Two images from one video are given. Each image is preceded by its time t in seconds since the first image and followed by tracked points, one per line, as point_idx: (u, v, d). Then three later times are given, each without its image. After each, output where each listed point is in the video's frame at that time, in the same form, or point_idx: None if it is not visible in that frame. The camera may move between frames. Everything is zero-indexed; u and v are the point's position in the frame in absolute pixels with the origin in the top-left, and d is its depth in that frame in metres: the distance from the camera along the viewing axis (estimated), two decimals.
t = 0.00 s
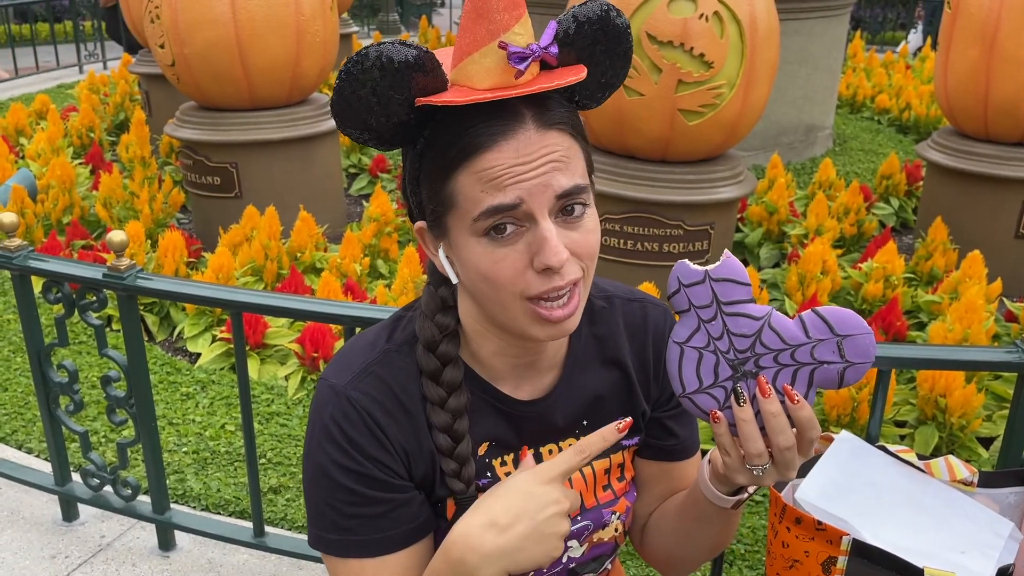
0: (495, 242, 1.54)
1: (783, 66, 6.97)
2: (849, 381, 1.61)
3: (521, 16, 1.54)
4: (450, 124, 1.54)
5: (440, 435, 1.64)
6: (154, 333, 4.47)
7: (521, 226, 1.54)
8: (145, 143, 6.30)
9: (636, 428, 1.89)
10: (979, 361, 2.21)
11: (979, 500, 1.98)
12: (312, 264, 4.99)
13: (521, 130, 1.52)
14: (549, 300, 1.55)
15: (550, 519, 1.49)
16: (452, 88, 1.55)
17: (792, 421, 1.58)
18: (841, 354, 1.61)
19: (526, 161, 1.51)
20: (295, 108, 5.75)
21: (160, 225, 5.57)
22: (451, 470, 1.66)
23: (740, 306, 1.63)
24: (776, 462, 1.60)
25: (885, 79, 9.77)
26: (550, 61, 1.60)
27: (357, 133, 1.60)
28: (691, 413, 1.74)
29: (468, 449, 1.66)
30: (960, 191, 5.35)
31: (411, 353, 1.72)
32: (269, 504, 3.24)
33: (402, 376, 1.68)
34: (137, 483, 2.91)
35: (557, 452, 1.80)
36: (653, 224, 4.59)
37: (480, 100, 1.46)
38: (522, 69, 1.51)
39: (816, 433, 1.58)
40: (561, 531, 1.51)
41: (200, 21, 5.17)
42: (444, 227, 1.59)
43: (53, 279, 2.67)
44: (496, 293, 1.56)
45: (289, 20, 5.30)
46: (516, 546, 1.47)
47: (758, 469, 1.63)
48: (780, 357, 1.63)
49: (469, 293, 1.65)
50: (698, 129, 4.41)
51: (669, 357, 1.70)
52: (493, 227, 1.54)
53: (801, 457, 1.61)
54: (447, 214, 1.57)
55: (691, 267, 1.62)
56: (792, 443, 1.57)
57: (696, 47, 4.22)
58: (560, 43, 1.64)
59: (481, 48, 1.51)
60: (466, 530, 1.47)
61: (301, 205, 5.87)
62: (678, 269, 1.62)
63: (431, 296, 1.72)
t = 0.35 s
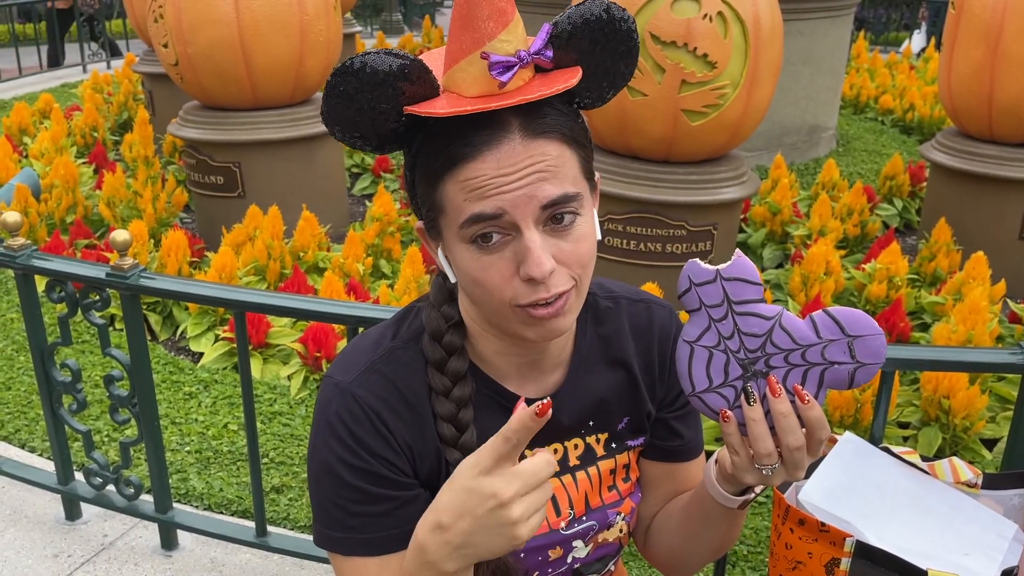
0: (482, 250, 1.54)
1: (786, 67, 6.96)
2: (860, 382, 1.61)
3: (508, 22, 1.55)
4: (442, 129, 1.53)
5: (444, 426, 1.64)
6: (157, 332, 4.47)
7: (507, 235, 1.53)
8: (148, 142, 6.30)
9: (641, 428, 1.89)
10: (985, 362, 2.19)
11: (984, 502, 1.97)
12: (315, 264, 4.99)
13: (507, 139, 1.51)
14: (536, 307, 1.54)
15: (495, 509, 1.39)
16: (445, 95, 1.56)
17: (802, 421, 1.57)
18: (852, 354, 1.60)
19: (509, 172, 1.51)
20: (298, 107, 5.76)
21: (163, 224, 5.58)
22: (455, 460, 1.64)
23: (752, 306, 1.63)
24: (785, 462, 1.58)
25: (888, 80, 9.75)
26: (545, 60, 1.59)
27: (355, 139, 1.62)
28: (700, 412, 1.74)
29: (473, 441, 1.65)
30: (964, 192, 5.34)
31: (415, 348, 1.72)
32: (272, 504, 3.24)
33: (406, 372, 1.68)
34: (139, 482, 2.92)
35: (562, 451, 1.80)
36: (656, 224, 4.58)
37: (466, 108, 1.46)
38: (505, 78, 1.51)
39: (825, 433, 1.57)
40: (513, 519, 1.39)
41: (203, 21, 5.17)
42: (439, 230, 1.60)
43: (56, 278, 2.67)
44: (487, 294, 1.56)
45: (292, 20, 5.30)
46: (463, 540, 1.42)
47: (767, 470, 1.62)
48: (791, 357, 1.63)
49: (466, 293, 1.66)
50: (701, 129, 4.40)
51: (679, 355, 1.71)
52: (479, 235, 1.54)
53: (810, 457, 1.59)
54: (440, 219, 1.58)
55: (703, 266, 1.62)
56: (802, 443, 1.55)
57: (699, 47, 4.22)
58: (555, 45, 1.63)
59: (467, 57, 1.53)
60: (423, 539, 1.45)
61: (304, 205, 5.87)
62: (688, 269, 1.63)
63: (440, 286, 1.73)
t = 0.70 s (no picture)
0: (487, 246, 1.54)
1: (790, 66, 6.94)
2: (863, 377, 1.60)
3: (518, 16, 1.54)
4: (452, 121, 1.52)
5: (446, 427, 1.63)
6: (159, 331, 4.47)
7: (512, 231, 1.52)
8: (152, 140, 6.31)
9: (644, 429, 1.88)
10: (991, 362, 2.18)
11: (988, 503, 1.96)
12: (317, 263, 4.99)
13: (514, 133, 1.50)
14: (542, 306, 1.54)
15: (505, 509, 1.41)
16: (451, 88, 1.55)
17: (805, 415, 1.56)
18: (856, 349, 1.59)
19: (517, 165, 1.50)
20: (301, 106, 5.75)
21: (166, 222, 5.58)
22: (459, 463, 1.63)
23: (755, 300, 1.62)
24: (788, 457, 1.58)
25: (892, 79, 9.73)
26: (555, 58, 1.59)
27: (364, 133, 1.61)
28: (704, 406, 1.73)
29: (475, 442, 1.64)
30: (968, 192, 5.33)
31: (417, 349, 1.71)
32: (274, 503, 3.23)
33: (408, 373, 1.67)
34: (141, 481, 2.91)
35: (564, 452, 1.80)
36: (659, 224, 4.57)
37: (473, 100, 1.46)
38: (514, 74, 1.50)
39: (828, 428, 1.56)
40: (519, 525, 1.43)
41: (206, 20, 5.17)
42: (443, 225, 1.59)
43: (58, 277, 2.66)
44: (491, 295, 1.56)
45: (295, 19, 5.30)
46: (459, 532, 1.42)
47: (770, 463, 1.61)
48: (794, 352, 1.61)
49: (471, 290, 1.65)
50: (704, 128, 4.39)
51: (683, 349, 1.70)
52: (484, 231, 1.52)
53: (813, 452, 1.59)
54: (444, 213, 1.57)
55: (708, 261, 1.62)
56: (805, 437, 1.55)
57: (703, 46, 4.21)
58: (566, 44, 1.63)
59: (476, 50, 1.51)
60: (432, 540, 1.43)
61: (307, 203, 5.87)
62: (693, 263, 1.62)
63: (444, 284, 1.72)
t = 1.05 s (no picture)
0: (513, 232, 1.53)
1: (793, 64, 6.93)
2: (862, 367, 1.60)
3: (539, 1, 1.53)
4: (466, 114, 1.52)
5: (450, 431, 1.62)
6: (162, 328, 4.47)
7: (540, 214, 1.52)
8: (154, 138, 6.31)
9: (644, 426, 1.87)
10: (996, 360, 2.17)
11: (991, 501, 1.95)
12: (319, 261, 4.99)
13: (516, 129, 1.50)
14: (567, 289, 1.54)
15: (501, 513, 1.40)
16: (471, 75, 1.52)
17: (804, 406, 1.55)
18: (854, 340, 1.59)
19: (547, 148, 1.50)
20: (303, 104, 5.75)
21: (168, 220, 5.58)
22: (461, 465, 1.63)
23: (754, 291, 1.62)
24: (788, 449, 1.57)
25: (895, 77, 9.70)
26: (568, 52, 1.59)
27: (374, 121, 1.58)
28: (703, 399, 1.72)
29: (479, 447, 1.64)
30: (972, 190, 5.31)
31: (418, 349, 1.70)
32: (276, 500, 3.23)
33: (410, 371, 1.67)
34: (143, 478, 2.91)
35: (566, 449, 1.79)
36: (661, 222, 4.56)
37: (508, 84, 1.45)
38: (543, 57, 1.49)
39: (828, 418, 1.55)
40: (519, 525, 1.41)
41: (208, 17, 5.17)
42: (461, 216, 1.57)
43: (60, 274, 2.66)
44: (513, 284, 1.55)
45: (297, 17, 5.30)
46: (466, 541, 1.38)
47: (770, 455, 1.60)
48: (793, 343, 1.61)
49: (482, 285, 1.64)
50: (707, 126, 4.38)
51: (682, 341, 1.70)
52: (513, 216, 1.52)
53: (812, 443, 1.58)
54: (466, 201, 1.55)
55: (705, 253, 1.63)
56: (804, 428, 1.54)
57: (706, 43, 4.21)
58: (576, 34, 1.62)
59: (501, 34, 1.49)
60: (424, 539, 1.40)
61: (309, 201, 5.87)
62: (692, 255, 1.63)
63: (438, 292, 1.70)
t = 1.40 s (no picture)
0: (519, 235, 1.53)
1: (795, 62, 6.92)
2: (867, 363, 1.59)
3: (563, 5, 1.52)
4: (480, 111, 1.52)
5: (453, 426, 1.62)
6: (164, 326, 4.47)
7: (547, 219, 1.52)
8: (156, 136, 6.31)
9: (647, 425, 1.87)
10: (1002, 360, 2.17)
11: (995, 499, 1.95)
12: (322, 259, 4.99)
13: (518, 126, 1.49)
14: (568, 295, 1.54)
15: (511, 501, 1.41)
16: (487, 74, 1.52)
17: (809, 402, 1.55)
18: (858, 335, 1.58)
19: (558, 153, 1.50)
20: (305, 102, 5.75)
21: (171, 218, 5.58)
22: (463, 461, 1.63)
23: (758, 288, 1.62)
24: (792, 445, 1.57)
25: (898, 75, 9.69)
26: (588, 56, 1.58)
27: (388, 113, 1.59)
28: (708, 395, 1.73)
29: (481, 439, 1.64)
30: (975, 188, 5.30)
31: (421, 346, 1.70)
32: (278, 498, 3.23)
33: (413, 369, 1.67)
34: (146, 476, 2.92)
35: (568, 448, 1.79)
36: (664, 220, 4.56)
37: (525, 88, 1.45)
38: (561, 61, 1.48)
39: (832, 414, 1.54)
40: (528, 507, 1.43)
41: (211, 15, 5.17)
42: (467, 214, 1.58)
43: (63, 272, 2.66)
44: (515, 284, 1.55)
45: (300, 15, 5.30)
46: (480, 531, 1.39)
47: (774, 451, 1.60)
48: (797, 339, 1.61)
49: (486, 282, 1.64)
50: (710, 124, 4.37)
51: (686, 338, 1.70)
52: (519, 219, 1.52)
53: (817, 440, 1.57)
54: (473, 201, 1.55)
55: (710, 250, 1.63)
56: (809, 423, 1.54)
57: (709, 41, 4.20)
58: (596, 38, 1.62)
59: (521, 37, 1.49)
60: (431, 534, 1.40)
61: (312, 199, 5.87)
62: (697, 252, 1.63)
63: (443, 285, 1.70)
